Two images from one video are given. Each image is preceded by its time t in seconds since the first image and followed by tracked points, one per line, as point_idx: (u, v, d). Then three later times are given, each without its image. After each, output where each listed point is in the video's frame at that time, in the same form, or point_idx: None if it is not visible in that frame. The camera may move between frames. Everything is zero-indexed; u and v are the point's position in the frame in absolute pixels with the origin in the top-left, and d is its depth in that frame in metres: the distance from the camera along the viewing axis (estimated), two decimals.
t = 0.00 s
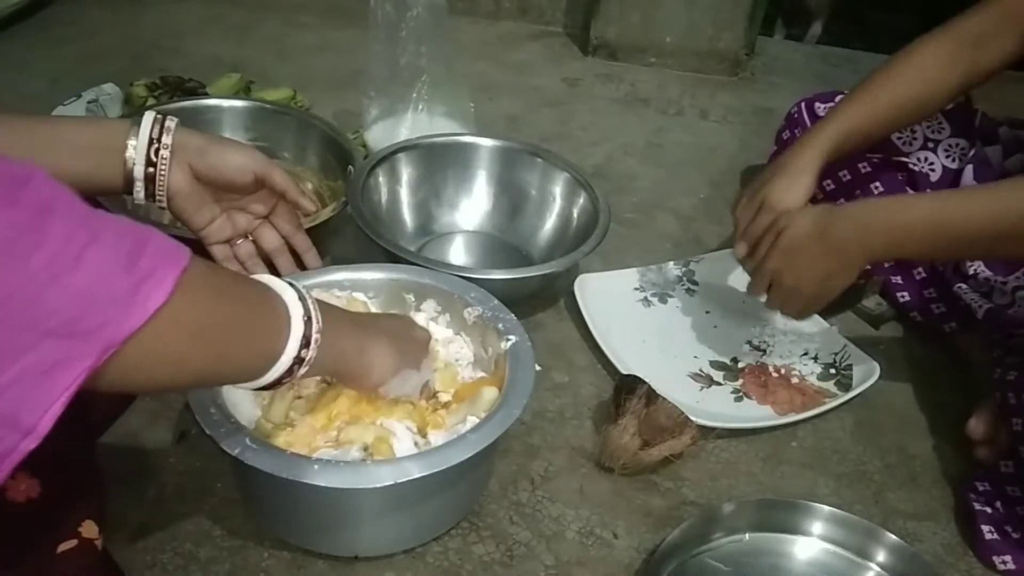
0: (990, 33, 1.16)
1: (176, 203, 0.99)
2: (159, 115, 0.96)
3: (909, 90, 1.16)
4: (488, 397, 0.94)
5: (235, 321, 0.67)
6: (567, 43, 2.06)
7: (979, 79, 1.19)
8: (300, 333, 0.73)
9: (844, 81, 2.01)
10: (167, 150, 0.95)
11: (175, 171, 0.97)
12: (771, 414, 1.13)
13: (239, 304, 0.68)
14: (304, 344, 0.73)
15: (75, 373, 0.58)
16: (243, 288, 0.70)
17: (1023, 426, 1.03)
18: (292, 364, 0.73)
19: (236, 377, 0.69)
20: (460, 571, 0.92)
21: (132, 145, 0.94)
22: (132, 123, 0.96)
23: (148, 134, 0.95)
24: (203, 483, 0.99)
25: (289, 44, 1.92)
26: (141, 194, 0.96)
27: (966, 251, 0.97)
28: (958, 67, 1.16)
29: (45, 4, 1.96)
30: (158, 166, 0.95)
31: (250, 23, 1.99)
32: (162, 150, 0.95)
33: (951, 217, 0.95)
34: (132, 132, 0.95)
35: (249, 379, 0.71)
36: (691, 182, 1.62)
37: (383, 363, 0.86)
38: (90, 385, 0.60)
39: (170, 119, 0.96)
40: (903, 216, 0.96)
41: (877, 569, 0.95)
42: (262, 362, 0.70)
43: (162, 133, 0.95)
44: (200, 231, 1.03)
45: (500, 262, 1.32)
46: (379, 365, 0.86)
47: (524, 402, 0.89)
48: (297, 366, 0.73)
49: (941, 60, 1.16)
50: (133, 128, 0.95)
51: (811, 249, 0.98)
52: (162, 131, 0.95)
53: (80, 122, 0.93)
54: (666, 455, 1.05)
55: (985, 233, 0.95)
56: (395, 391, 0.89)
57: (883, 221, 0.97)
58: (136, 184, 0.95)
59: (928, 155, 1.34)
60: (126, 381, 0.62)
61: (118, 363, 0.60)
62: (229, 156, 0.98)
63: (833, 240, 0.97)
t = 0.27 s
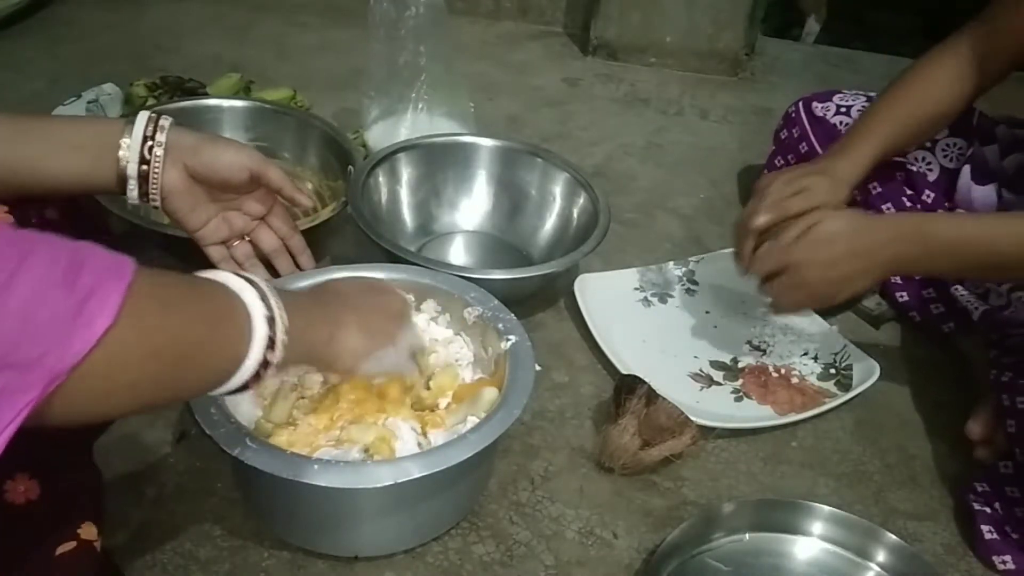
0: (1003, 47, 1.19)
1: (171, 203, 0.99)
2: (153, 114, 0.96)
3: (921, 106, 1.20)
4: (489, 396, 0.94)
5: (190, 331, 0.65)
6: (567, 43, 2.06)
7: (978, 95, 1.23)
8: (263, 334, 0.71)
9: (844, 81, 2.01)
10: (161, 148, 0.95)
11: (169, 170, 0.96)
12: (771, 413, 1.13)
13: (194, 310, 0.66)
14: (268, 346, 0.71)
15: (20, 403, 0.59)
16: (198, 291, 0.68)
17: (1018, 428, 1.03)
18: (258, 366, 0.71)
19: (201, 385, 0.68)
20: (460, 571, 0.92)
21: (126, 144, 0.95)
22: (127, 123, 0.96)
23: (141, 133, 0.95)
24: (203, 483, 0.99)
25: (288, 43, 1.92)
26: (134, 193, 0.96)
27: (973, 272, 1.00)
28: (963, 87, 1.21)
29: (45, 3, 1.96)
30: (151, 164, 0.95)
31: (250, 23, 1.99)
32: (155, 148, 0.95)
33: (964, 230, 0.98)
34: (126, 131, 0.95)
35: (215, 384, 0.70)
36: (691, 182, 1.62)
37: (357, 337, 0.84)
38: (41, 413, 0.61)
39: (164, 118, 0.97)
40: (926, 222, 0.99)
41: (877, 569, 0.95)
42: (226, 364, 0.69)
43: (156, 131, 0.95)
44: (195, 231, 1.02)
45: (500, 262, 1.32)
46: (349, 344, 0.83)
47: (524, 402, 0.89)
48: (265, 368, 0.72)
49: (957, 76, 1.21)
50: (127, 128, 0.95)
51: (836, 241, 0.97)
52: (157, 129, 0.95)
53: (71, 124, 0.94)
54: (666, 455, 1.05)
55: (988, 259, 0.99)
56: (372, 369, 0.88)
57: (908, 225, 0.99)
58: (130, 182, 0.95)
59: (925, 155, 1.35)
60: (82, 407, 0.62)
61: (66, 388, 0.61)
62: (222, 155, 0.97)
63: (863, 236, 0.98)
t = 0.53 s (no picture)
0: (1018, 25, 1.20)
1: (140, 222, 0.98)
2: (130, 133, 0.96)
3: (939, 84, 1.22)
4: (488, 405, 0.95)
5: (220, 340, 0.61)
6: (567, 43, 2.06)
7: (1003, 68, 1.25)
8: (292, 334, 0.67)
9: (844, 81, 2.01)
10: (131, 169, 0.95)
11: (138, 191, 0.96)
12: (771, 413, 1.13)
13: (223, 321, 0.62)
14: (298, 346, 0.67)
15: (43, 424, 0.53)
16: (224, 301, 0.63)
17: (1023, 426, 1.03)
18: (291, 368, 0.67)
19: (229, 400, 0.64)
20: (461, 571, 0.92)
21: (97, 160, 0.94)
22: (102, 139, 0.95)
23: (114, 153, 0.94)
24: (203, 484, 0.99)
25: (288, 44, 1.92)
26: (102, 212, 0.95)
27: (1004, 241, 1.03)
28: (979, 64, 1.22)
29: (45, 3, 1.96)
30: (119, 186, 0.94)
31: (250, 23, 1.99)
32: (126, 170, 0.94)
33: (1003, 206, 1.01)
34: (100, 147, 0.94)
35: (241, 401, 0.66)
36: (691, 182, 1.62)
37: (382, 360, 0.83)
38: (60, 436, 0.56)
39: (140, 138, 0.96)
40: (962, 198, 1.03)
41: (877, 569, 0.95)
42: (252, 382, 0.65)
43: (130, 152, 0.95)
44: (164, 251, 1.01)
45: (500, 262, 1.32)
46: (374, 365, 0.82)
47: (525, 402, 0.89)
48: (298, 370, 0.67)
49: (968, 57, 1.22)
50: (101, 144, 0.95)
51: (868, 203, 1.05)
52: (130, 150, 0.95)
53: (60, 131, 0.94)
54: (666, 455, 1.05)
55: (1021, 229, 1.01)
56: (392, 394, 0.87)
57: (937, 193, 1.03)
58: (96, 203, 0.95)
59: (929, 155, 1.34)
60: (101, 424, 0.57)
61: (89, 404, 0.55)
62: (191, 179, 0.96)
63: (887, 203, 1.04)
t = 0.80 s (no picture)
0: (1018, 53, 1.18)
1: (148, 222, 0.99)
2: (134, 133, 0.96)
3: (940, 107, 1.20)
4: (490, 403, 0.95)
5: (267, 362, 0.66)
6: (567, 43, 2.06)
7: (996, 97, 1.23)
8: (329, 383, 0.71)
9: (844, 81, 2.01)
10: (137, 172, 0.95)
11: (145, 192, 0.97)
12: (771, 413, 1.13)
13: (270, 349, 0.66)
14: (330, 396, 0.71)
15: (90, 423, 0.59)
16: (276, 329, 0.68)
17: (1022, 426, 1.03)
18: (316, 413, 0.71)
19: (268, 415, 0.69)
20: (461, 571, 0.92)
21: (102, 162, 0.94)
22: (106, 138, 0.95)
23: (118, 154, 0.94)
24: (203, 484, 0.99)
25: (288, 44, 1.92)
26: (110, 214, 0.97)
27: (964, 266, 1.01)
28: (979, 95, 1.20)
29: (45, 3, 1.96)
30: (126, 189, 0.95)
31: (250, 23, 1.99)
32: (131, 173, 0.95)
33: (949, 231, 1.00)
34: (104, 148, 0.95)
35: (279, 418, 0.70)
36: (691, 182, 1.62)
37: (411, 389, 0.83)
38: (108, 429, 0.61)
39: (144, 138, 0.96)
40: (915, 227, 1.01)
41: (877, 569, 0.95)
42: (290, 403, 0.69)
43: (134, 154, 0.95)
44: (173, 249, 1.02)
45: (500, 262, 1.32)
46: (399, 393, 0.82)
47: (528, 404, 0.89)
48: (321, 415, 0.72)
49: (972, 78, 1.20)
50: (105, 144, 0.95)
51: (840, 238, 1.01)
52: (134, 152, 0.95)
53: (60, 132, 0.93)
54: (666, 455, 1.05)
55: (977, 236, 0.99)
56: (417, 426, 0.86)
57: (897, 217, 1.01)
58: (104, 206, 0.96)
59: (926, 156, 1.34)
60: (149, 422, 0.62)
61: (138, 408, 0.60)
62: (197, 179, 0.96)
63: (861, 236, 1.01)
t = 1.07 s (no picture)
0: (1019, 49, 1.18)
1: (157, 220, 0.99)
2: (144, 131, 0.96)
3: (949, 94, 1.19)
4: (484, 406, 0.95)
5: (197, 401, 0.59)
6: (567, 43, 2.06)
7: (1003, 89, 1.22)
8: (276, 405, 0.64)
9: (844, 81, 2.01)
10: (149, 168, 0.95)
11: (155, 189, 0.96)
12: (771, 413, 1.13)
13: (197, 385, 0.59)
14: (280, 413, 0.64)
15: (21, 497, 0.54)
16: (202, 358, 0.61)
17: None
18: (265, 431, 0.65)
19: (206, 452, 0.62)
20: (460, 571, 0.92)
21: (114, 159, 0.94)
22: (116, 137, 0.95)
23: (131, 151, 0.94)
24: (202, 484, 0.99)
25: (288, 44, 1.92)
26: (119, 211, 0.96)
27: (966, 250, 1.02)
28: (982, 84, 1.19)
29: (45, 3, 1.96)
30: (138, 185, 0.95)
31: (250, 23, 1.98)
32: (143, 168, 0.95)
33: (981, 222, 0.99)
34: (115, 146, 0.94)
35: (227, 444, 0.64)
36: (691, 182, 1.62)
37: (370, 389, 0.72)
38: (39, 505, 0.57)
39: (155, 136, 0.96)
40: (948, 208, 1.00)
41: (877, 569, 0.95)
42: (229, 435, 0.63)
43: (146, 151, 0.95)
44: (182, 247, 1.02)
45: (500, 262, 1.33)
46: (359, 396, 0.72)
47: (524, 406, 0.88)
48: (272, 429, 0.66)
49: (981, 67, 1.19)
50: (117, 142, 0.95)
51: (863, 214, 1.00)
52: (145, 149, 0.95)
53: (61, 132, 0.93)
54: (666, 455, 1.05)
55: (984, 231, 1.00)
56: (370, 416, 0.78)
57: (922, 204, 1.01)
58: (114, 202, 0.95)
59: (931, 155, 1.34)
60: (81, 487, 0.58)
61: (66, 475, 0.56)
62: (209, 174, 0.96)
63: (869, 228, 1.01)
